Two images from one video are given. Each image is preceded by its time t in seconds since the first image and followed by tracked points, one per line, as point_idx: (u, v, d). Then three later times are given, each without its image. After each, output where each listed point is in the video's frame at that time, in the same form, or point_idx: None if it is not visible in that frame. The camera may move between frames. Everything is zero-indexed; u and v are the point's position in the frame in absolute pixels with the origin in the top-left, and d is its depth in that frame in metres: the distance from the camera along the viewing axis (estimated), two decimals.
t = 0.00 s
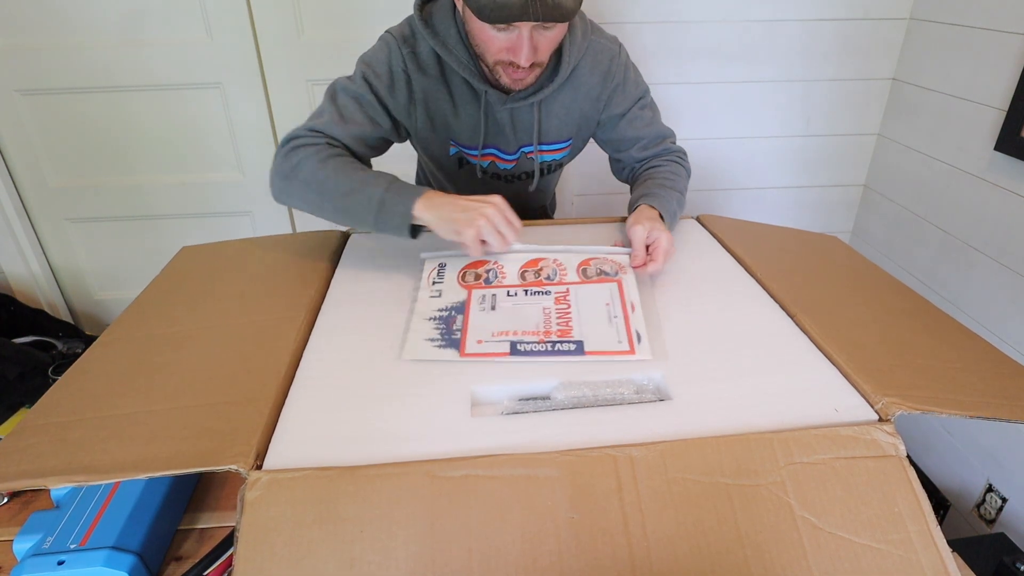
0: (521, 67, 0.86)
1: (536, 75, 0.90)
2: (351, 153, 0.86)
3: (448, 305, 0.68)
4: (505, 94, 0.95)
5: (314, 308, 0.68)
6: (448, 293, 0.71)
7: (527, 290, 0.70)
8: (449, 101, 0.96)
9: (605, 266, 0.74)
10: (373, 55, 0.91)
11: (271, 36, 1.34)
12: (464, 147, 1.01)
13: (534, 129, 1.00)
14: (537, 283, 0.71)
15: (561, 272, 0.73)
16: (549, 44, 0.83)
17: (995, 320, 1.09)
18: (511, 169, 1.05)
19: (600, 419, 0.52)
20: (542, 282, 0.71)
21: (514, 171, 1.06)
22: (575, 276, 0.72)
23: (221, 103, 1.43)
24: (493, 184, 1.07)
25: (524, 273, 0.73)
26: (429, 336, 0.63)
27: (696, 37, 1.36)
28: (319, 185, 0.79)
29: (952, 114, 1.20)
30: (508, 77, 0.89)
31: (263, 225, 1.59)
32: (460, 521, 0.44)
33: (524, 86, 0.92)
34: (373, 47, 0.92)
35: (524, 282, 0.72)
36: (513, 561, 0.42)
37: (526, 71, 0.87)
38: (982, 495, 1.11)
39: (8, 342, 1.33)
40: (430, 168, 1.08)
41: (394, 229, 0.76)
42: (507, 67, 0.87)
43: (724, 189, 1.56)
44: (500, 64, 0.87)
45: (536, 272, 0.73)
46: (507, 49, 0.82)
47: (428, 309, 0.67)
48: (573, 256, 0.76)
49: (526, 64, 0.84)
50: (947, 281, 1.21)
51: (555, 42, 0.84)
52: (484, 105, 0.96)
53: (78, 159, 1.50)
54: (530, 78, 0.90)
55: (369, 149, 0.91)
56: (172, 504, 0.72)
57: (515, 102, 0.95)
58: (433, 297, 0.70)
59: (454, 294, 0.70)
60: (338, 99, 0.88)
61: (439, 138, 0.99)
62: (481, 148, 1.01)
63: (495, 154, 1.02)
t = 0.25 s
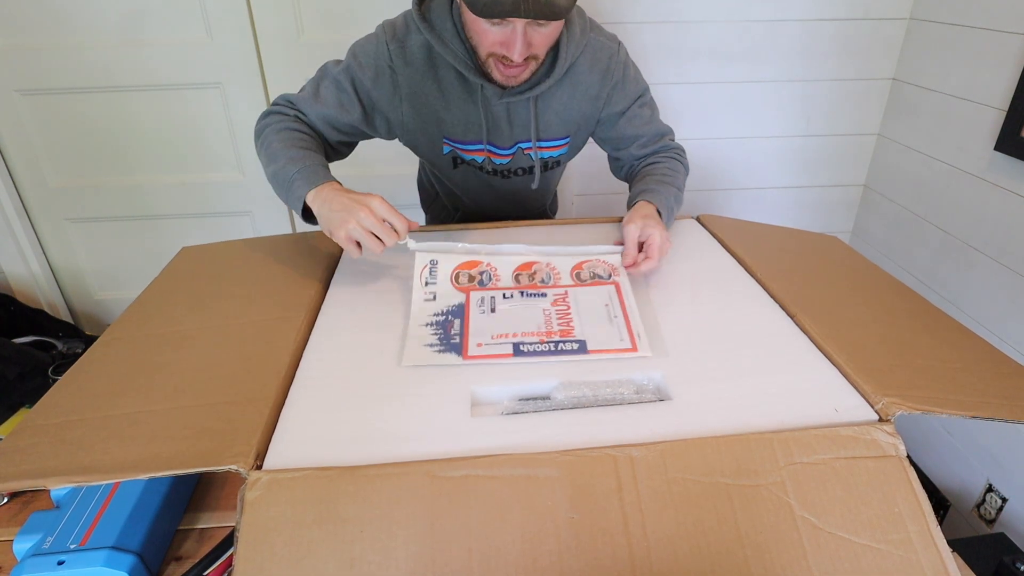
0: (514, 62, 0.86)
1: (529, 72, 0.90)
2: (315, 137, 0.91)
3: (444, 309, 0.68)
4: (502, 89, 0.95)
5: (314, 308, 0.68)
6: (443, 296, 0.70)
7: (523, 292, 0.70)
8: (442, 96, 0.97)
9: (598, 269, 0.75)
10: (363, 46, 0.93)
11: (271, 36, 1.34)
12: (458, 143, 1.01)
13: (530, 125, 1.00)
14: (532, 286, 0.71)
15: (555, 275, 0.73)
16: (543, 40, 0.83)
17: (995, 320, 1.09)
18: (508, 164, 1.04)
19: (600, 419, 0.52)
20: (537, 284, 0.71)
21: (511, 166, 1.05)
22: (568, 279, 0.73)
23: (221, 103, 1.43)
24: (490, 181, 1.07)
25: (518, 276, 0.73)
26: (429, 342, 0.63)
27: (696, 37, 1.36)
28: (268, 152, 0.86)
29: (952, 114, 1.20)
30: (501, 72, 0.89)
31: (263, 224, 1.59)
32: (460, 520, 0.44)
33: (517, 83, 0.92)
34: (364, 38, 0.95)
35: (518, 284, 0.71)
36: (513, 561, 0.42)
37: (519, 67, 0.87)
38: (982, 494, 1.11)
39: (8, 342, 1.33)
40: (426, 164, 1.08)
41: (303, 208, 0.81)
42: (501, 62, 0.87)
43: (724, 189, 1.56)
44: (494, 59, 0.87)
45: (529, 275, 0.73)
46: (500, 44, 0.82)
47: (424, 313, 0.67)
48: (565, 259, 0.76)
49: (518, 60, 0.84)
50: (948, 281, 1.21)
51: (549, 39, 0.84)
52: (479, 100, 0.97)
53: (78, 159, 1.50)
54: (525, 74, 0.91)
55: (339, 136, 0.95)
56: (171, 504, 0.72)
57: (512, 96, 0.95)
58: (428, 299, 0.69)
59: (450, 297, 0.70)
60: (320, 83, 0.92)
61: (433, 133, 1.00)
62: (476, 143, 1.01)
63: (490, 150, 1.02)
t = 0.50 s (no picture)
0: (496, 61, 0.85)
1: (514, 69, 0.90)
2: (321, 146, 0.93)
3: (440, 315, 0.68)
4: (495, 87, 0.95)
5: (314, 308, 0.68)
6: (440, 308, 0.69)
7: (520, 303, 0.70)
8: (437, 96, 0.98)
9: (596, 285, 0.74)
10: (358, 50, 0.95)
11: (271, 36, 1.34)
12: (454, 142, 1.02)
13: (525, 122, 1.00)
14: (529, 299, 0.71)
15: (552, 290, 0.73)
16: (525, 38, 0.82)
17: (995, 320, 1.09)
18: (505, 162, 1.04)
19: (599, 419, 0.52)
20: (533, 297, 0.71)
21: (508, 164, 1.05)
22: (565, 293, 0.72)
23: (221, 103, 1.43)
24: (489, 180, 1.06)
25: (515, 292, 0.72)
26: (423, 344, 0.62)
27: (696, 37, 1.36)
28: (274, 167, 0.88)
29: (952, 114, 1.19)
30: (486, 70, 0.89)
31: (263, 224, 1.59)
32: (460, 520, 0.44)
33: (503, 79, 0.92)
34: (360, 42, 0.96)
35: (515, 298, 0.71)
36: (513, 561, 0.42)
37: (502, 66, 0.86)
38: (982, 495, 1.11)
39: (8, 342, 1.33)
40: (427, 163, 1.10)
41: (308, 218, 0.81)
42: (484, 60, 0.86)
43: (724, 189, 1.56)
44: (477, 56, 0.87)
45: (527, 291, 0.72)
46: (481, 42, 0.81)
47: (420, 320, 0.67)
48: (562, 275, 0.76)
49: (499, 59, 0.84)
50: (947, 281, 1.21)
51: (530, 36, 0.83)
52: (474, 98, 0.97)
53: (78, 159, 1.50)
54: (511, 71, 0.91)
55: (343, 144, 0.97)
56: (172, 503, 0.72)
57: (506, 94, 0.96)
58: (425, 311, 0.69)
59: (447, 309, 0.69)
60: (321, 93, 0.95)
61: (430, 132, 1.01)
62: (472, 142, 1.01)
63: (486, 149, 1.02)
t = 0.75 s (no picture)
0: (491, 62, 0.85)
1: (510, 71, 0.90)
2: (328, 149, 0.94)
3: (439, 316, 0.68)
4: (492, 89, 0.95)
5: (314, 308, 0.68)
6: (439, 309, 0.69)
7: (519, 303, 0.70)
8: (435, 98, 0.98)
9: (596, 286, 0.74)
10: (357, 55, 0.96)
11: (270, 36, 1.34)
12: (453, 143, 1.02)
13: (522, 122, 1.00)
14: (528, 299, 0.71)
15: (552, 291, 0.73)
16: (519, 38, 0.82)
17: (995, 320, 1.09)
18: (504, 163, 1.04)
19: (599, 419, 0.52)
20: (533, 298, 0.71)
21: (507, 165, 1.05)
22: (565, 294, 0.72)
23: (221, 103, 1.43)
24: (487, 181, 1.06)
25: (514, 292, 0.72)
26: (423, 344, 0.63)
27: (696, 37, 1.36)
28: (286, 172, 0.88)
29: (952, 113, 1.19)
30: (481, 72, 0.89)
31: (263, 224, 1.59)
32: (460, 520, 0.44)
33: (499, 83, 0.91)
34: (358, 46, 0.97)
35: (515, 299, 0.71)
36: (513, 561, 0.42)
37: (497, 68, 0.86)
38: (982, 494, 1.11)
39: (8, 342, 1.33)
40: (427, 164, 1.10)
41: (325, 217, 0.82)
42: (479, 62, 0.86)
43: (724, 189, 1.56)
44: (472, 58, 0.87)
45: (526, 292, 0.72)
46: (475, 42, 0.82)
47: (420, 321, 0.67)
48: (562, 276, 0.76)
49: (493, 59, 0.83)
50: (947, 281, 1.21)
51: (525, 36, 0.83)
52: (471, 99, 0.98)
53: (78, 159, 1.50)
54: (506, 74, 0.90)
55: (347, 148, 0.98)
56: (172, 503, 0.72)
57: (502, 96, 0.95)
58: (425, 311, 0.69)
59: (446, 309, 0.69)
60: (323, 99, 0.96)
61: (428, 133, 1.01)
62: (471, 142, 1.01)
63: (485, 150, 1.03)
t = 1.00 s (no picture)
0: (492, 62, 0.85)
1: (511, 70, 0.90)
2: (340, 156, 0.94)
3: (439, 317, 0.68)
4: (491, 90, 0.95)
5: (314, 308, 0.68)
6: (438, 308, 0.69)
7: (518, 304, 0.70)
8: (434, 98, 0.98)
9: (594, 285, 0.74)
10: (358, 56, 0.95)
11: (270, 36, 1.34)
12: (453, 144, 1.02)
13: (521, 123, 1.00)
14: (527, 300, 0.71)
15: (550, 291, 0.73)
16: (520, 36, 0.83)
17: (995, 320, 1.09)
18: (504, 164, 1.04)
19: (600, 419, 0.52)
20: (531, 298, 0.71)
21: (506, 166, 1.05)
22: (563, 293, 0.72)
23: (220, 102, 1.43)
24: (487, 181, 1.06)
25: (512, 292, 0.72)
26: (423, 346, 0.62)
27: (696, 37, 1.36)
28: (304, 181, 0.89)
29: (952, 114, 1.20)
30: (482, 72, 0.89)
31: (263, 224, 1.59)
32: (460, 520, 0.44)
33: (500, 81, 0.92)
34: (359, 47, 0.96)
35: (513, 299, 0.71)
36: (513, 561, 0.42)
37: (498, 67, 0.87)
38: (982, 495, 1.11)
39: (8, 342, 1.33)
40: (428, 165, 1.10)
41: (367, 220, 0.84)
42: (480, 62, 0.86)
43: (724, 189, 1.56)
44: (473, 58, 0.87)
45: (524, 292, 0.72)
46: (476, 42, 0.82)
47: (418, 321, 0.67)
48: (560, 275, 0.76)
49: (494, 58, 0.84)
50: (947, 281, 1.21)
51: (525, 35, 0.84)
52: (471, 100, 0.98)
53: (78, 159, 1.50)
54: (507, 72, 0.90)
55: (357, 151, 0.98)
56: (172, 503, 0.72)
57: (501, 96, 0.95)
58: (423, 310, 0.69)
59: (445, 309, 0.69)
60: (325, 101, 0.94)
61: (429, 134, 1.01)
62: (471, 143, 1.01)
63: (485, 150, 1.03)
